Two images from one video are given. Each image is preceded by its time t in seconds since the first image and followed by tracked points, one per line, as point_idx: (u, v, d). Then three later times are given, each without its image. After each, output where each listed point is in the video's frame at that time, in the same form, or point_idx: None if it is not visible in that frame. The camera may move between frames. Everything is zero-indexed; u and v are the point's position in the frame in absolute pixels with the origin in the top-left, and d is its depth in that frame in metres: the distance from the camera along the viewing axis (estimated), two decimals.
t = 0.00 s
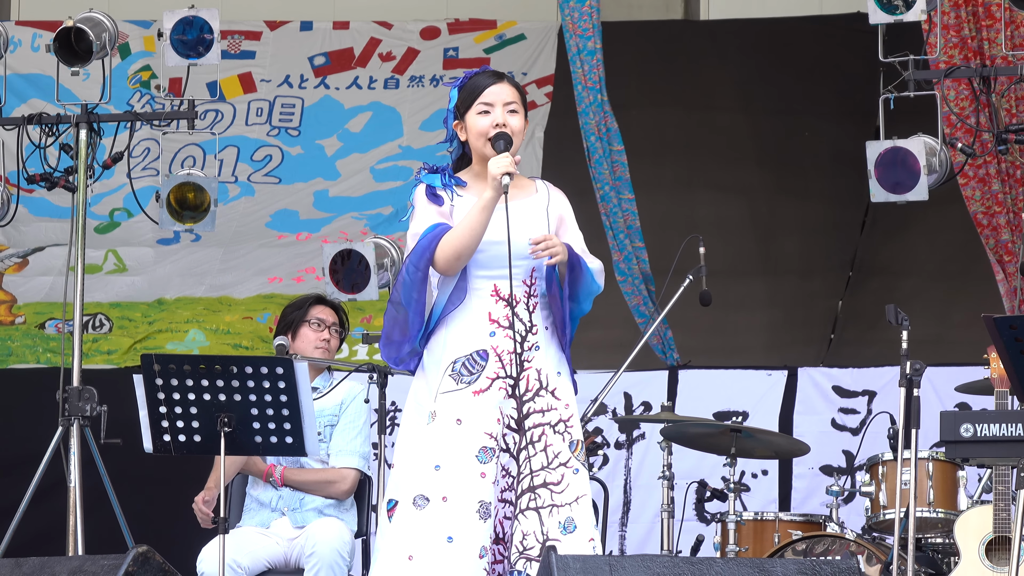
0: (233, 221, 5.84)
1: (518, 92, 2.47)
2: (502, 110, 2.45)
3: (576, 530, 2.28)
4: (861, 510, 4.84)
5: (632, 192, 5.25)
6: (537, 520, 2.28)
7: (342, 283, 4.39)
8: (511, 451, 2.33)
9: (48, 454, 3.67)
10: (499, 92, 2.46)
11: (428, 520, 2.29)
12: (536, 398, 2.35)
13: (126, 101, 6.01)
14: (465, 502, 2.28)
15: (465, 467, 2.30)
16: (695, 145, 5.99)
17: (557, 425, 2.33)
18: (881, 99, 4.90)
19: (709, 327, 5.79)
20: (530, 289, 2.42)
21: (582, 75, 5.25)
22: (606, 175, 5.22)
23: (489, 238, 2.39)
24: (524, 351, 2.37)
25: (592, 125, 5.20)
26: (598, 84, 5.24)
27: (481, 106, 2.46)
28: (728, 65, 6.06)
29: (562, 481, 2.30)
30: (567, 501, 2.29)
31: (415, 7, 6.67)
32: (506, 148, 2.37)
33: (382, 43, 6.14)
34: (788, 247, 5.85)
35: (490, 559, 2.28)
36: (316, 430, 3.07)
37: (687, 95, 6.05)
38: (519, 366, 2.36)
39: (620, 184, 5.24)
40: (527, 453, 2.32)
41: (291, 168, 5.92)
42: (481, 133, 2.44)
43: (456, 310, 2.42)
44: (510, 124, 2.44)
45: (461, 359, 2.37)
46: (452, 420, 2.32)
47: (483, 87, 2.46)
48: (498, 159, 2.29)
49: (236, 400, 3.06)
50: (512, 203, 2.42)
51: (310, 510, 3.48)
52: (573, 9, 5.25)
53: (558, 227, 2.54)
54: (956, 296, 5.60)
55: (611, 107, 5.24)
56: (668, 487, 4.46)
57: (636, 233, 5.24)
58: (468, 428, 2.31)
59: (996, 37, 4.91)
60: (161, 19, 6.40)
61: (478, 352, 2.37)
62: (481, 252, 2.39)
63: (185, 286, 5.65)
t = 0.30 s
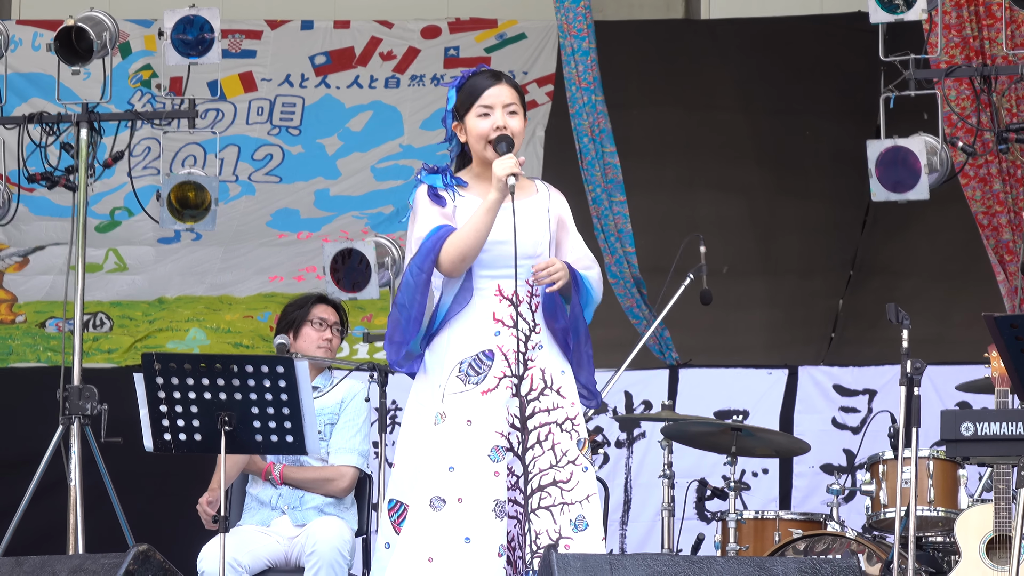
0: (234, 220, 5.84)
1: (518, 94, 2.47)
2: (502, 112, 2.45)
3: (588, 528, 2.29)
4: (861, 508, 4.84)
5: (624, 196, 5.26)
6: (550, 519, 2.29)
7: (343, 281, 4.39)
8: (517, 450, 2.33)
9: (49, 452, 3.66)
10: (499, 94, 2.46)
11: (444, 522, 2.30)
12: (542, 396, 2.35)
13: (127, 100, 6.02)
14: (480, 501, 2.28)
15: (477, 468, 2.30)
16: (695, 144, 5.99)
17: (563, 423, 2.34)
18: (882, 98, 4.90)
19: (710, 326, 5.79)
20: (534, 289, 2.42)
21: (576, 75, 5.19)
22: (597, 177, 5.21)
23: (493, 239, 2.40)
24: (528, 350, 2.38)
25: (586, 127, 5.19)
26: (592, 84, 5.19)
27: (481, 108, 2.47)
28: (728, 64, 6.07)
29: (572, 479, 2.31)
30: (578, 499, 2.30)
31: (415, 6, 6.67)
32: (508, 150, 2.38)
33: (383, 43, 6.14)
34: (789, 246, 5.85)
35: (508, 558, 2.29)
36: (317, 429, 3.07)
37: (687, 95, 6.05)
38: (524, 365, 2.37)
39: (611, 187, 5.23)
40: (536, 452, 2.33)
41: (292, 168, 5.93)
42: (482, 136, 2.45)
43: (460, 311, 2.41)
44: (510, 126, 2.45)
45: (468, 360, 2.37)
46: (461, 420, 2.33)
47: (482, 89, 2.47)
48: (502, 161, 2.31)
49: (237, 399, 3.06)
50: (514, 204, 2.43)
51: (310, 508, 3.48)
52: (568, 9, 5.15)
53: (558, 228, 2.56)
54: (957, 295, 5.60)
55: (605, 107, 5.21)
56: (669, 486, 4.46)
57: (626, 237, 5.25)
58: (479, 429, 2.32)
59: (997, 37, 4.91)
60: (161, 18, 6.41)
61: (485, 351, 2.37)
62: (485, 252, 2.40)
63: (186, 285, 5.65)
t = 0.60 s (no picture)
0: (234, 221, 5.84)
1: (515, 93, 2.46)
2: (499, 113, 2.44)
3: (588, 529, 2.28)
4: (862, 511, 4.85)
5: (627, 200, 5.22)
6: (551, 520, 2.29)
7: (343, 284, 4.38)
8: (518, 451, 2.33)
9: (49, 455, 3.66)
10: (496, 94, 2.46)
11: (445, 523, 2.30)
12: (542, 397, 2.34)
13: (127, 102, 6.02)
14: (480, 502, 2.28)
15: (476, 468, 2.30)
16: (696, 145, 5.99)
17: (564, 423, 2.33)
18: (882, 100, 4.89)
19: (710, 327, 5.79)
20: (534, 289, 2.42)
21: (587, 76, 5.17)
22: (603, 180, 5.18)
23: (489, 239, 2.39)
24: (529, 351, 2.37)
25: (593, 128, 5.16)
26: (601, 86, 5.19)
27: (478, 109, 2.46)
28: (728, 66, 6.06)
29: (573, 479, 2.30)
30: (579, 499, 2.29)
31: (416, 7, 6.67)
32: (504, 151, 2.37)
33: (383, 44, 6.14)
34: (790, 247, 5.85)
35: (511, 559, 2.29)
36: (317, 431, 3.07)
37: (688, 96, 6.04)
38: (524, 365, 2.36)
39: (615, 190, 5.21)
40: (537, 452, 2.32)
41: (292, 168, 5.92)
42: (480, 137, 2.44)
43: (459, 312, 2.41)
44: (508, 126, 2.44)
45: (468, 360, 2.37)
46: (462, 421, 2.33)
47: (479, 90, 2.47)
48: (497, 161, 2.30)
49: (237, 401, 3.05)
50: (512, 204, 2.42)
51: (310, 511, 3.48)
52: (579, 10, 5.16)
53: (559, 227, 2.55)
54: (958, 296, 5.60)
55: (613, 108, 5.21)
56: (669, 488, 4.45)
57: (628, 240, 5.19)
58: (479, 429, 2.32)
59: (996, 39, 4.90)
60: (161, 19, 6.40)
61: (484, 352, 2.37)
62: (482, 252, 2.40)
63: (186, 286, 5.65)
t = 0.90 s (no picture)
0: (234, 221, 5.84)
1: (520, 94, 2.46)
2: (504, 113, 2.44)
3: (588, 526, 2.29)
4: (862, 511, 4.85)
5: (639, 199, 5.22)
6: (549, 518, 2.29)
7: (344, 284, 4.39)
8: (516, 450, 2.32)
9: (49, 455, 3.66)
10: (502, 94, 2.45)
11: (437, 521, 2.30)
12: (541, 395, 2.33)
13: (128, 102, 6.02)
14: (473, 500, 2.29)
15: (471, 467, 2.31)
16: (696, 145, 5.99)
17: (564, 422, 2.32)
18: (882, 101, 4.88)
19: (711, 327, 5.79)
20: (533, 289, 2.41)
21: (600, 75, 5.18)
22: (616, 178, 5.20)
23: (484, 239, 2.39)
24: (527, 349, 2.36)
25: (609, 127, 5.18)
26: (615, 84, 5.19)
27: (484, 107, 2.46)
28: (728, 66, 6.07)
29: (572, 478, 2.30)
30: (578, 498, 2.30)
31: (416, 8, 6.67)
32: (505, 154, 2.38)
33: (383, 44, 6.14)
34: (790, 247, 5.85)
35: (504, 557, 2.29)
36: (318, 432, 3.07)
37: (688, 96, 6.04)
38: (523, 364, 2.35)
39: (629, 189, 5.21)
40: (536, 451, 2.31)
41: (292, 169, 5.92)
42: (484, 137, 2.44)
43: (456, 311, 2.42)
44: (512, 127, 2.44)
45: (464, 359, 2.38)
46: (457, 420, 2.34)
47: (486, 90, 2.46)
48: (493, 165, 2.30)
49: (237, 401, 3.05)
50: (510, 205, 2.42)
51: (311, 511, 3.48)
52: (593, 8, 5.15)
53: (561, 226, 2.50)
54: (958, 296, 5.60)
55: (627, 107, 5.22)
56: (670, 488, 4.45)
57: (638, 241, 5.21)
58: (474, 429, 2.32)
59: (995, 40, 4.91)
60: (162, 20, 6.41)
61: (481, 351, 2.37)
62: (476, 253, 2.40)
63: (186, 286, 5.65)
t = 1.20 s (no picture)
0: (234, 221, 5.84)
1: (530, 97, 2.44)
2: (512, 117, 2.43)
3: (589, 531, 2.29)
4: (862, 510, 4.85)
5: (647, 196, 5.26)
6: (550, 522, 2.28)
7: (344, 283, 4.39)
8: (517, 452, 2.31)
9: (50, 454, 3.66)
10: (513, 97, 2.44)
11: (434, 523, 2.30)
12: (542, 399, 2.33)
13: (128, 102, 6.02)
14: (471, 502, 2.29)
15: (469, 470, 2.31)
16: (697, 144, 5.99)
17: (564, 425, 2.33)
18: (883, 100, 4.87)
19: (712, 326, 5.79)
20: (535, 291, 2.41)
21: (608, 72, 5.15)
22: (623, 174, 5.21)
23: (486, 242, 2.39)
24: (528, 353, 2.36)
25: (615, 123, 5.17)
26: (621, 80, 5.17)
27: (493, 108, 2.45)
28: (729, 65, 6.07)
29: (572, 482, 2.30)
30: (578, 502, 2.29)
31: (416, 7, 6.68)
32: (509, 158, 2.37)
33: (383, 43, 6.15)
34: (790, 246, 5.85)
35: (500, 560, 2.29)
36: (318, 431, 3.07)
37: (688, 95, 6.04)
38: (523, 367, 2.35)
39: (636, 184, 5.23)
40: (536, 454, 2.31)
41: (292, 168, 5.92)
42: (491, 140, 2.44)
43: (458, 312, 2.43)
44: (519, 132, 2.43)
45: (465, 361, 2.38)
46: (456, 422, 2.34)
47: (498, 91, 2.44)
48: (495, 171, 2.27)
49: (237, 400, 3.06)
50: (514, 208, 2.40)
51: (311, 510, 3.48)
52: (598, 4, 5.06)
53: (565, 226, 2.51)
54: (958, 295, 5.60)
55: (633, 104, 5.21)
56: (670, 487, 4.45)
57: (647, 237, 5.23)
58: (473, 431, 2.32)
59: (995, 40, 4.89)
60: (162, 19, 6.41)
61: (481, 354, 2.37)
62: (479, 255, 2.40)
63: (186, 286, 5.65)
